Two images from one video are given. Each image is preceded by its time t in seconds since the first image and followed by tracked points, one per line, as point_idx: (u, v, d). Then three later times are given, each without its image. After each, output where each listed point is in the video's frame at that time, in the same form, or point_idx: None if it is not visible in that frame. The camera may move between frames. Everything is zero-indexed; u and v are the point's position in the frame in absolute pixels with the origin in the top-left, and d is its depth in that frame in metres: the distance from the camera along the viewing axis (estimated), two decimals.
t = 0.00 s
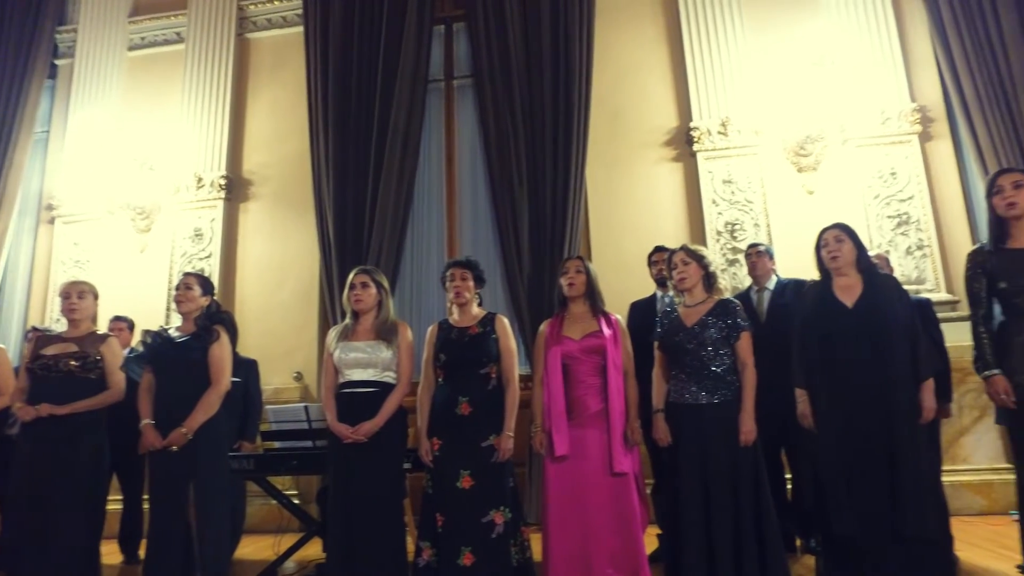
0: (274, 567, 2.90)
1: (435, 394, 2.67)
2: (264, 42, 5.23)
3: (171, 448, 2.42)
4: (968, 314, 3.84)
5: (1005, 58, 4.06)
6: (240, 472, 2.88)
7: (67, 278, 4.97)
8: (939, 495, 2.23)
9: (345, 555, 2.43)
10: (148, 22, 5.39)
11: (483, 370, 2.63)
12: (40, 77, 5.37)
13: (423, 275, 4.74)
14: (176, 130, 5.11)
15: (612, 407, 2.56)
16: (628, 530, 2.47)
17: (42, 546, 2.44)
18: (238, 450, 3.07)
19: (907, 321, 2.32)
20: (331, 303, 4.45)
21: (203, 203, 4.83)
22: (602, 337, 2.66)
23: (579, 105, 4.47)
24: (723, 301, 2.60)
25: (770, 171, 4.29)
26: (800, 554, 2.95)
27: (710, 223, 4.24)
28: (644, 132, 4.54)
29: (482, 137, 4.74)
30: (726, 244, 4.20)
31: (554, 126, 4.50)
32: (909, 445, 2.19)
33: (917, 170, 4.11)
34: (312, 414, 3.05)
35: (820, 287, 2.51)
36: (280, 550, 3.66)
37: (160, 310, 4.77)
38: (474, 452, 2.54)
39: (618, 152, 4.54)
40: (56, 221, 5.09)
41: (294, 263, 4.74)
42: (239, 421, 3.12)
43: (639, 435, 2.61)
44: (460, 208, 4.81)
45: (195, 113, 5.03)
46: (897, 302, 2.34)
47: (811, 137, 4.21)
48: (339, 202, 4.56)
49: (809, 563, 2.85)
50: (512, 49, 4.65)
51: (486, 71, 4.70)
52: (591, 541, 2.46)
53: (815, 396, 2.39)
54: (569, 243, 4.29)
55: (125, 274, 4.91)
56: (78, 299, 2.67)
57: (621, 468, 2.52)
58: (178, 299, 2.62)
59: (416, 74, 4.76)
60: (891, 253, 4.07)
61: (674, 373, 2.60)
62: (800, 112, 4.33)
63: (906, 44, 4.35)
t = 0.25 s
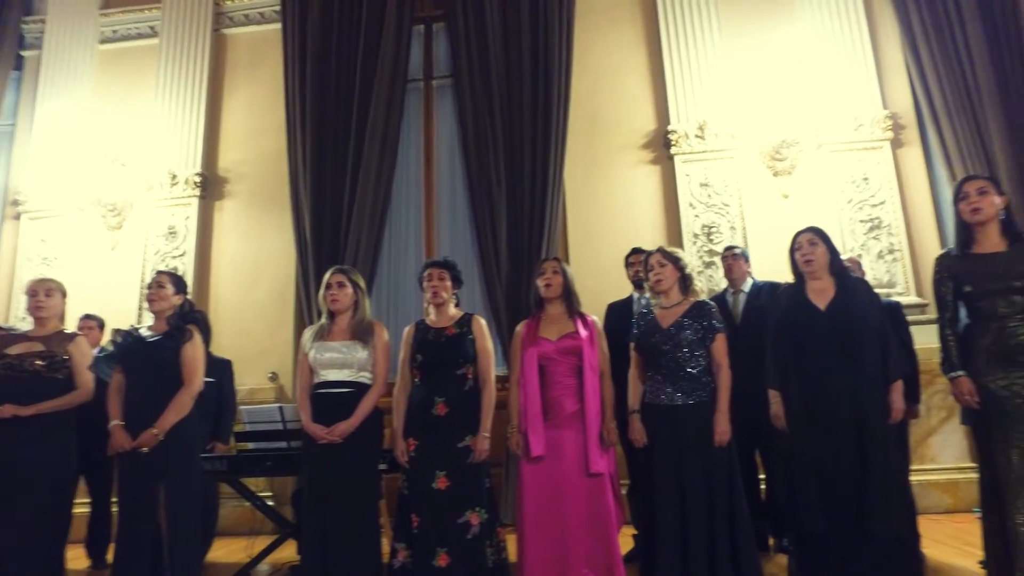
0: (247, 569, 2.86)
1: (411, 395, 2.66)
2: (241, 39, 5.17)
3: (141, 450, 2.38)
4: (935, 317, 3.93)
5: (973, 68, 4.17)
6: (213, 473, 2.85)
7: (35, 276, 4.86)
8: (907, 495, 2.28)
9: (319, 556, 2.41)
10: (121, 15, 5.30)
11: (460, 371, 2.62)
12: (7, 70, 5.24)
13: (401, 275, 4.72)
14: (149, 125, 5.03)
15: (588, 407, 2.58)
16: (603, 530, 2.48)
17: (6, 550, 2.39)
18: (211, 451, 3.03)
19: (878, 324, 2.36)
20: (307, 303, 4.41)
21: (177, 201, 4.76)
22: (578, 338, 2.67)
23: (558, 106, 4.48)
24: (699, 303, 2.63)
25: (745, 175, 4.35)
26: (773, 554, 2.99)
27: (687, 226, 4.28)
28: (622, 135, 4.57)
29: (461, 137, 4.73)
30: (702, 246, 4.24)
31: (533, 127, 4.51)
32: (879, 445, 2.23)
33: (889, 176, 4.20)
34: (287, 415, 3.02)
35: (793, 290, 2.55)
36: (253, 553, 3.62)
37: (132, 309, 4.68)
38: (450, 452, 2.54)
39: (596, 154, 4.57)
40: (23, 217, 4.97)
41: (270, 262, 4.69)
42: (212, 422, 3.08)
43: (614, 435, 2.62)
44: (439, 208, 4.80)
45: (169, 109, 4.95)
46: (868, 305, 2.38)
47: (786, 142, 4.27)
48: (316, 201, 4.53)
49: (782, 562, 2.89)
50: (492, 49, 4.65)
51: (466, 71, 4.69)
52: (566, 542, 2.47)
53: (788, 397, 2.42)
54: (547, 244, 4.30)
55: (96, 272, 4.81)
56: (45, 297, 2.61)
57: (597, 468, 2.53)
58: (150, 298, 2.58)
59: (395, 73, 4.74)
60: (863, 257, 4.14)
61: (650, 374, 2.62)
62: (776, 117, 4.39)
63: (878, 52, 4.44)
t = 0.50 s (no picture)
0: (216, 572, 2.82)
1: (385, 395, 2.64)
2: (214, 33, 5.10)
3: (107, 451, 2.33)
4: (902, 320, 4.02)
5: (938, 78, 4.29)
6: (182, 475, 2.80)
7: None
8: (874, 494, 2.32)
9: (290, 559, 2.38)
10: (89, 6, 5.18)
11: (434, 371, 2.61)
12: None
13: (375, 275, 4.69)
14: (118, 120, 4.93)
15: (562, 408, 2.59)
16: (576, 530, 2.49)
17: None
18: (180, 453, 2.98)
19: (846, 326, 2.40)
20: (280, 302, 4.35)
21: (146, 197, 4.67)
22: (553, 339, 2.68)
23: (535, 108, 4.49)
24: (673, 305, 2.65)
25: (719, 179, 4.40)
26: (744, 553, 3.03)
27: (662, 228, 4.32)
28: (598, 137, 4.60)
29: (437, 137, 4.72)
30: (677, 249, 4.28)
31: (510, 128, 4.51)
32: (847, 445, 2.27)
33: (858, 182, 4.28)
34: (259, 415, 2.98)
35: (765, 293, 2.58)
36: (222, 556, 3.56)
37: (98, 307, 4.59)
38: (424, 453, 2.53)
39: (573, 156, 4.58)
40: None
41: (243, 261, 4.63)
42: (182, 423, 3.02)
43: (588, 436, 2.64)
44: (414, 208, 4.78)
45: (139, 104, 4.86)
46: (837, 308, 2.43)
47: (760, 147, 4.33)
48: (290, 199, 4.47)
49: (752, 562, 2.93)
50: (469, 49, 4.64)
51: (443, 70, 4.68)
52: (540, 542, 2.47)
53: (759, 398, 2.46)
54: (523, 245, 4.30)
55: (61, 269, 4.70)
56: (7, 294, 2.55)
57: (571, 469, 2.54)
58: (117, 296, 2.53)
59: (371, 72, 4.71)
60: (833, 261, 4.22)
61: (624, 376, 2.64)
62: (749, 122, 4.45)
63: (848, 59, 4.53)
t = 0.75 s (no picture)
0: None
1: (358, 397, 2.62)
2: (186, 28, 5.01)
3: (69, 455, 2.27)
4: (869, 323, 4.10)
5: (904, 87, 4.40)
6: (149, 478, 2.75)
7: None
8: (841, 494, 2.37)
9: (259, 562, 2.35)
10: None
11: (407, 373, 2.60)
12: None
13: (349, 275, 4.65)
14: (84, 114, 4.82)
15: (536, 410, 2.59)
16: (549, 531, 2.50)
17: None
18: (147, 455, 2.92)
19: (816, 329, 2.44)
20: (251, 302, 4.29)
21: (114, 194, 4.58)
22: (527, 341, 2.69)
23: (511, 109, 4.50)
24: (646, 307, 2.67)
25: (693, 183, 4.45)
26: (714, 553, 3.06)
27: (636, 231, 4.35)
28: (574, 140, 4.62)
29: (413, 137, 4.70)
30: (650, 252, 4.32)
31: (486, 129, 4.51)
32: (815, 446, 2.31)
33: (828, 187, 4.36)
34: (229, 417, 2.93)
35: (737, 296, 2.62)
36: (189, 560, 3.50)
37: (62, 306, 4.48)
38: (396, 455, 2.51)
39: (548, 158, 4.60)
40: None
41: (213, 260, 4.56)
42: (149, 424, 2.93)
43: (561, 437, 2.65)
44: (389, 208, 4.76)
45: (106, 98, 4.76)
46: (807, 311, 2.47)
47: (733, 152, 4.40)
48: (262, 198, 4.41)
49: (722, 561, 2.96)
50: (445, 49, 4.63)
51: (419, 70, 4.66)
52: (512, 543, 2.48)
53: (731, 400, 2.49)
54: (497, 247, 4.30)
55: (22, 266, 4.57)
56: None
57: (544, 470, 2.54)
58: (81, 295, 2.47)
59: (346, 71, 4.68)
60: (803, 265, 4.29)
61: (598, 377, 2.65)
62: (722, 127, 4.51)
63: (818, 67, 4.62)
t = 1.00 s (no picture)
0: None
1: (331, 397, 2.60)
2: (157, 22, 4.92)
3: (31, 457, 2.22)
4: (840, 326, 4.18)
5: (873, 95, 4.50)
6: (114, 481, 2.69)
7: None
8: (810, 494, 2.40)
9: (229, 566, 2.31)
10: None
11: (381, 373, 2.58)
12: None
13: (324, 275, 4.60)
14: (49, 107, 4.71)
15: (510, 411, 2.59)
16: (523, 532, 2.50)
17: None
18: (112, 457, 2.86)
19: (787, 332, 2.48)
20: (223, 301, 4.23)
21: (80, 190, 4.48)
22: (502, 342, 2.68)
23: (488, 110, 4.49)
24: (620, 309, 2.69)
25: (668, 186, 4.49)
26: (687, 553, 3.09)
27: (612, 233, 4.37)
28: (550, 141, 4.63)
29: (389, 136, 4.67)
30: (626, 254, 4.34)
31: (463, 129, 4.50)
32: (786, 447, 2.35)
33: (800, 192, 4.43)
34: (199, 418, 2.88)
35: (710, 298, 2.65)
36: (156, 565, 3.43)
37: (26, 304, 4.37)
38: (370, 456, 2.49)
39: (525, 159, 4.61)
40: None
41: (184, 258, 4.48)
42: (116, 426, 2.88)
43: (535, 438, 2.65)
44: (364, 208, 4.72)
45: (72, 92, 4.65)
46: (778, 313, 2.50)
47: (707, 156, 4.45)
48: (235, 196, 4.35)
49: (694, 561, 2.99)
50: (423, 49, 4.61)
51: (396, 69, 4.63)
52: (486, 545, 2.47)
53: (704, 401, 2.51)
54: (474, 247, 4.30)
55: None
56: None
57: (518, 471, 2.54)
58: (46, 293, 2.41)
59: (322, 68, 4.64)
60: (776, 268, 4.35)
61: (572, 378, 2.66)
62: (697, 131, 4.56)
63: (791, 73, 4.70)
